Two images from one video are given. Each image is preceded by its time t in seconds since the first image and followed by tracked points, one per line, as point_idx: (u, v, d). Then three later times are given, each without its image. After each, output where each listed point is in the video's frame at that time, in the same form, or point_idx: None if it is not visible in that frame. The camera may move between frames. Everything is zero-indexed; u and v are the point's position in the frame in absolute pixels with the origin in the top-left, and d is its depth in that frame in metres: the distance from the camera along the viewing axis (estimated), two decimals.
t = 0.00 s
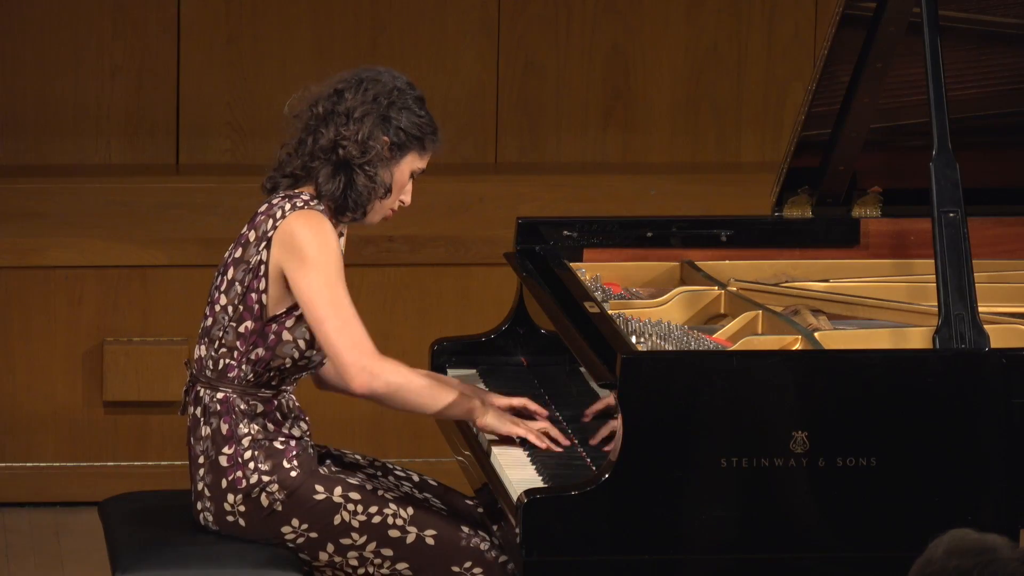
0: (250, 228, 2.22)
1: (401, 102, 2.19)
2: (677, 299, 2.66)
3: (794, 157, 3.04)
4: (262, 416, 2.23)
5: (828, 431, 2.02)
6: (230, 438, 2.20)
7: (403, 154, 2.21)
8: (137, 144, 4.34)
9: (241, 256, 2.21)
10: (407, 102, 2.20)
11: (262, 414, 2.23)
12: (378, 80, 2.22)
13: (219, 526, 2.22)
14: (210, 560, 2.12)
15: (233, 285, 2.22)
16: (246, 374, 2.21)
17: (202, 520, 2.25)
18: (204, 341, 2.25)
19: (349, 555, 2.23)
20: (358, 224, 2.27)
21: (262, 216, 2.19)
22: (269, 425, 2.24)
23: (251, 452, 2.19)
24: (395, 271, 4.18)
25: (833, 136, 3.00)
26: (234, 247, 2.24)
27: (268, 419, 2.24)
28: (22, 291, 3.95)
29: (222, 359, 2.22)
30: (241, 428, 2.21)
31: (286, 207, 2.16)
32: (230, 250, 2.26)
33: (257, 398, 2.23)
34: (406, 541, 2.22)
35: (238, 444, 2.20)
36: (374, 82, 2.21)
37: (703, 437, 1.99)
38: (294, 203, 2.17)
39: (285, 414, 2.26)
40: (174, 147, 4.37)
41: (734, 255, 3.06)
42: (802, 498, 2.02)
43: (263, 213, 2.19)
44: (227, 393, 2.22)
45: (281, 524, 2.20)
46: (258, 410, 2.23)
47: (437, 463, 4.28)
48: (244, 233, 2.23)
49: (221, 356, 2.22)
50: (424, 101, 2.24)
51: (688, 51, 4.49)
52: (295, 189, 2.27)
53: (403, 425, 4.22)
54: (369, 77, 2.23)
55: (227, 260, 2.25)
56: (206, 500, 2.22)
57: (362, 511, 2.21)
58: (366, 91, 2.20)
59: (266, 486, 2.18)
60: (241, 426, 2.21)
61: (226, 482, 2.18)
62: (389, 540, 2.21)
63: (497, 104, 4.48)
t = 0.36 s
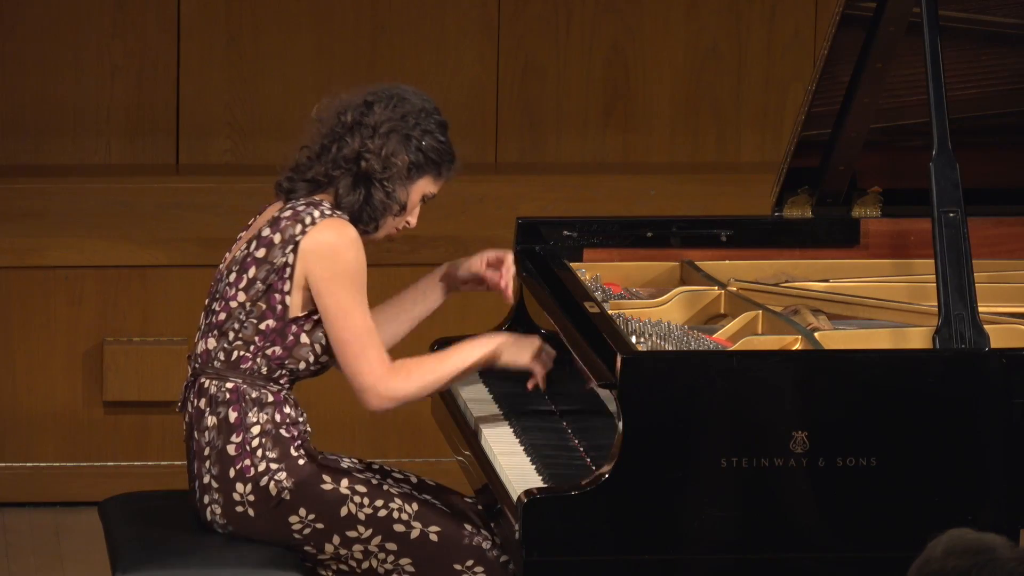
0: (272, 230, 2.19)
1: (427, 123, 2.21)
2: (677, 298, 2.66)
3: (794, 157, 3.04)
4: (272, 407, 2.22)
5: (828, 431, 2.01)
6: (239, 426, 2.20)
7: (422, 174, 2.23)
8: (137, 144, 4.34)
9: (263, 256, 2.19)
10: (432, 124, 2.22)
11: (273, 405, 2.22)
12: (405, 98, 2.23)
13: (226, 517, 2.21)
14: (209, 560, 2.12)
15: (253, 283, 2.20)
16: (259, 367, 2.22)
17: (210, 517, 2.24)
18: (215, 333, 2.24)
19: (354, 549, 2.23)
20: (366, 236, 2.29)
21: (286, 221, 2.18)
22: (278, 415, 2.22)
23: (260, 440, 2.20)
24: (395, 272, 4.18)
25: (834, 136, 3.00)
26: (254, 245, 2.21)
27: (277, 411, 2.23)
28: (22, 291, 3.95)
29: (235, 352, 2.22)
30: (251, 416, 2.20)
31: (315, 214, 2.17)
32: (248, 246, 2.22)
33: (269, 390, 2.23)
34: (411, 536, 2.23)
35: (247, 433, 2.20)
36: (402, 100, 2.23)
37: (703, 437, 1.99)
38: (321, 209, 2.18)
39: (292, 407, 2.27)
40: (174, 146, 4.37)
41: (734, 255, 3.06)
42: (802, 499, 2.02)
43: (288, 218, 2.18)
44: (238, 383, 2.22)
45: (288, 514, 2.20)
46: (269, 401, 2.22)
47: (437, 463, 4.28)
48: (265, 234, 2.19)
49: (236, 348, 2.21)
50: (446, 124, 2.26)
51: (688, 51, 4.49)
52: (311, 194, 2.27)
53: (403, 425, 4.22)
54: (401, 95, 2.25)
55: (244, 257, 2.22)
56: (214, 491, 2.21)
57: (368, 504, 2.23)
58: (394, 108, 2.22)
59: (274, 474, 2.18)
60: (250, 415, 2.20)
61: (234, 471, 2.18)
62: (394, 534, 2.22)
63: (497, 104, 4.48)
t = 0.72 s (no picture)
0: (311, 214, 2.24)
1: (469, 133, 2.25)
2: (677, 298, 2.66)
3: (794, 157, 3.04)
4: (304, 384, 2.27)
5: (828, 431, 2.01)
6: (268, 397, 2.22)
7: (456, 181, 2.27)
8: (137, 144, 4.34)
9: (301, 238, 2.23)
10: (473, 135, 2.25)
11: (301, 382, 2.27)
12: (451, 105, 2.27)
13: (248, 487, 2.21)
14: (209, 560, 2.13)
15: (289, 264, 2.24)
16: (291, 347, 2.27)
17: (232, 490, 2.23)
18: (246, 311, 2.27)
19: (369, 529, 2.25)
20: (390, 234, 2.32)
21: (327, 206, 2.22)
22: (305, 393, 2.28)
23: (287, 412, 2.23)
24: (395, 271, 4.17)
25: (833, 136, 3.00)
26: (291, 227, 2.25)
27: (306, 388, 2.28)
28: (22, 291, 3.95)
29: (268, 330, 2.26)
30: (280, 389, 2.24)
31: (356, 200, 2.21)
32: (283, 228, 2.27)
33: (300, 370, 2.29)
34: (425, 520, 2.25)
35: (275, 404, 2.23)
36: (447, 107, 2.26)
37: (703, 438, 1.99)
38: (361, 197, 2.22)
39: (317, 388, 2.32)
40: (174, 146, 4.37)
41: (734, 255, 3.06)
42: (802, 499, 2.02)
43: (328, 203, 2.23)
44: (269, 359, 2.25)
45: (309, 484, 2.20)
46: (299, 378, 2.27)
47: (437, 463, 4.28)
48: (305, 216, 2.24)
49: (269, 326, 2.26)
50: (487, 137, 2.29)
51: (689, 50, 4.49)
52: (346, 185, 2.30)
53: (403, 425, 4.22)
54: (449, 101, 2.28)
55: (280, 238, 2.26)
56: (237, 462, 2.23)
57: (384, 483, 2.25)
58: (439, 113, 2.25)
59: (298, 445, 2.21)
60: (280, 388, 2.24)
61: (259, 440, 2.21)
62: (409, 516, 2.24)
63: (497, 104, 4.48)
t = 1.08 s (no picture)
0: (323, 204, 2.24)
1: (486, 130, 2.24)
2: (678, 298, 2.66)
3: (794, 157, 3.04)
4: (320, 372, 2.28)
5: (828, 431, 2.02)
6: (284, 384, 2.23)
7: (472, 177, 2.27)
8: (137, 144, 4.34)
9: (313, 228, 2.23)
10: (489, 132, 2.25)
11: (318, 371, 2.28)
12: (469, 101, 2.25)
13: (257, 468, 2.22)
14: (210, 560, 2.13)
15: (302, 254, 2.24)
16: (307, 337, 2.27)
17: (240, 472, 2.25)
18: (261, 302, 2.27)
19: (375, 516, 2.25)
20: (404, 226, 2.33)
21: (339, 196, 2.22)
22: (319, 383, 2.28)
23: (301, 400, 2.24)
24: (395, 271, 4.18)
25: (833, 137, 3.00)
26: (303, 218, 2.25)
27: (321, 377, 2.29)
28: (22, 290, 3.95)
29: (283, 320, 2.26)
30: (296, 376, 2.25)
31: (368, 189, 2.21)
32: (295, 219, 2.27)
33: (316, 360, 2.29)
34: (431, 510, 2.25)
35: (290, 391, 2.24)
36: (465, 103, 2.25)
37: (703, 438, 1.99)
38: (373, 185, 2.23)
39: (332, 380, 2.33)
40: (175, 146, 4.37)
41: (734, 255, 3.06)
42: (801, 499, 2.02)
43: (341, 192, 2.23)
44: (285, 349, 2.26)
45: (317, 467, 2.21)
46: (316, 367, 2.28)
47: (437, 463, 4.28)
48: (317, 207, 2.24)
49: (284, 317, 2.26)
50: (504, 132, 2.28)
51: (689, 50, 4.49)
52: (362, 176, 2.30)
53: (404, 425, 4.22)
54: (467, 96, 2.27)
55: (292, 229, 2.26)
56: (247, 444, 2.24)
57: (391, 471, 2.25)
58: (456, 108, 2.24)
59: (309, 429, 2.22)
60: (296, 375, 2.24)
61: (271, 424, 2.22)
62: (415, 506, 2.24)
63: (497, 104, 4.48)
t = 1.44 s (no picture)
0: (316, 202, 2.24)
1: (475, 107, 2.22)
2: (677, 299, 2.66)
3: (794, 157, 3.04)
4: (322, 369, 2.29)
5: (828, 431, 2.02)
6: (286, 378, 2.24)
7: (467, 154, 2.25)
8: (137, 143, 4.34)
9: (307, 227, 2.24)
10: (479, 108, 2.22)
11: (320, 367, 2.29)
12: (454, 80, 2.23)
13: (258, 460, 2.23)
14: (210, 560, 2.13)
15: (299, 253, 2.24)
16: (308, 336, 2.28)
17: (240, 464, 2.26)
18: (262, 301, 2.28)
19: (374, 511, 2.24)
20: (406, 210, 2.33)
21: (330, 193, 2.23)
22: (322, 378, 2.29)
23: (303, 394, 2.25)
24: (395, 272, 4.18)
25: (833, 137, 3.00)
26: (299, 217, 2.26)
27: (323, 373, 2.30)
28: (22, 290, 3.95)
29: (284, 319, 2.27)
30: (299, 371, 2.26)
31: (358, 185, 2.21)
32: (292, 218, 2.28)
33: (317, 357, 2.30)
34: (429, 506, 2.24)
35: (293, 385, 2.25)
36: (451, 82, 2.23)
37: (703, 438, 1.99)
38: (365, 181, 2.22)
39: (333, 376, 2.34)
40: (175, 146, 4.37)
41: (734, 255, 3.06)
42: (801, 498, 2.02)
43: (332, 190, 2.23)
44: (286, 347, 2.26)
45: (316, 460, 2.21)
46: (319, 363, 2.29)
47: (437, 463, 4.29)
48: (310, 206, 2.25)
49: (284, 316, 2.26)
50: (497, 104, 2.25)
51: (689, 50, 4.49)
52: (358, 168, 2.31)
53: (404, 424, 4.22)
54: (452, 75, 2.25)
55: (289, 229, 2.27)
56: (248, 437, 2.25)
57: (390, 467, 2.25)
58: (442, 90, 2.22)
59: (311, 421, 2.23)
60: (299, 369, 2.25)
61: (273, 416, 2.22)
62: (414, 501, 2.24)
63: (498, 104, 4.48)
